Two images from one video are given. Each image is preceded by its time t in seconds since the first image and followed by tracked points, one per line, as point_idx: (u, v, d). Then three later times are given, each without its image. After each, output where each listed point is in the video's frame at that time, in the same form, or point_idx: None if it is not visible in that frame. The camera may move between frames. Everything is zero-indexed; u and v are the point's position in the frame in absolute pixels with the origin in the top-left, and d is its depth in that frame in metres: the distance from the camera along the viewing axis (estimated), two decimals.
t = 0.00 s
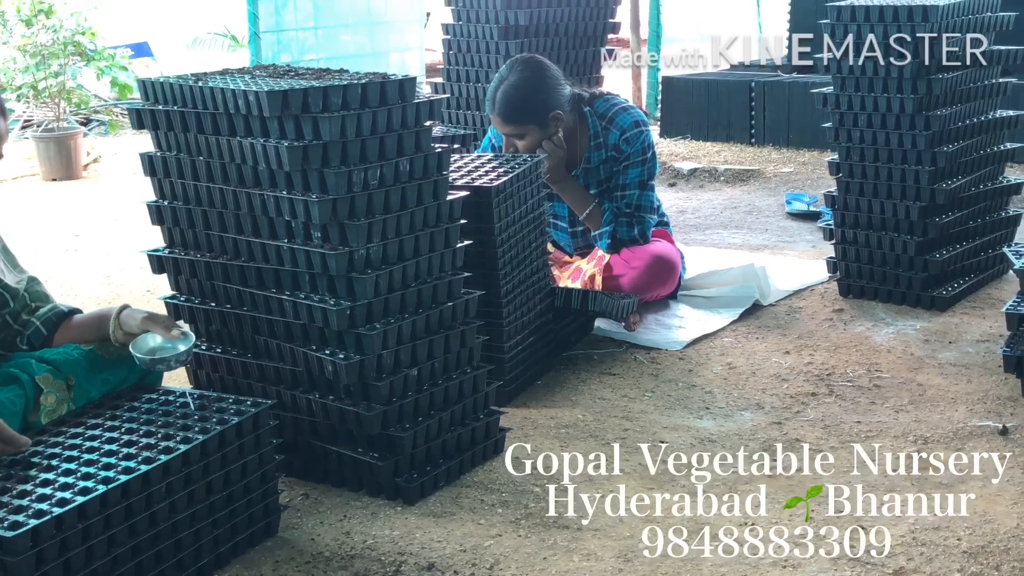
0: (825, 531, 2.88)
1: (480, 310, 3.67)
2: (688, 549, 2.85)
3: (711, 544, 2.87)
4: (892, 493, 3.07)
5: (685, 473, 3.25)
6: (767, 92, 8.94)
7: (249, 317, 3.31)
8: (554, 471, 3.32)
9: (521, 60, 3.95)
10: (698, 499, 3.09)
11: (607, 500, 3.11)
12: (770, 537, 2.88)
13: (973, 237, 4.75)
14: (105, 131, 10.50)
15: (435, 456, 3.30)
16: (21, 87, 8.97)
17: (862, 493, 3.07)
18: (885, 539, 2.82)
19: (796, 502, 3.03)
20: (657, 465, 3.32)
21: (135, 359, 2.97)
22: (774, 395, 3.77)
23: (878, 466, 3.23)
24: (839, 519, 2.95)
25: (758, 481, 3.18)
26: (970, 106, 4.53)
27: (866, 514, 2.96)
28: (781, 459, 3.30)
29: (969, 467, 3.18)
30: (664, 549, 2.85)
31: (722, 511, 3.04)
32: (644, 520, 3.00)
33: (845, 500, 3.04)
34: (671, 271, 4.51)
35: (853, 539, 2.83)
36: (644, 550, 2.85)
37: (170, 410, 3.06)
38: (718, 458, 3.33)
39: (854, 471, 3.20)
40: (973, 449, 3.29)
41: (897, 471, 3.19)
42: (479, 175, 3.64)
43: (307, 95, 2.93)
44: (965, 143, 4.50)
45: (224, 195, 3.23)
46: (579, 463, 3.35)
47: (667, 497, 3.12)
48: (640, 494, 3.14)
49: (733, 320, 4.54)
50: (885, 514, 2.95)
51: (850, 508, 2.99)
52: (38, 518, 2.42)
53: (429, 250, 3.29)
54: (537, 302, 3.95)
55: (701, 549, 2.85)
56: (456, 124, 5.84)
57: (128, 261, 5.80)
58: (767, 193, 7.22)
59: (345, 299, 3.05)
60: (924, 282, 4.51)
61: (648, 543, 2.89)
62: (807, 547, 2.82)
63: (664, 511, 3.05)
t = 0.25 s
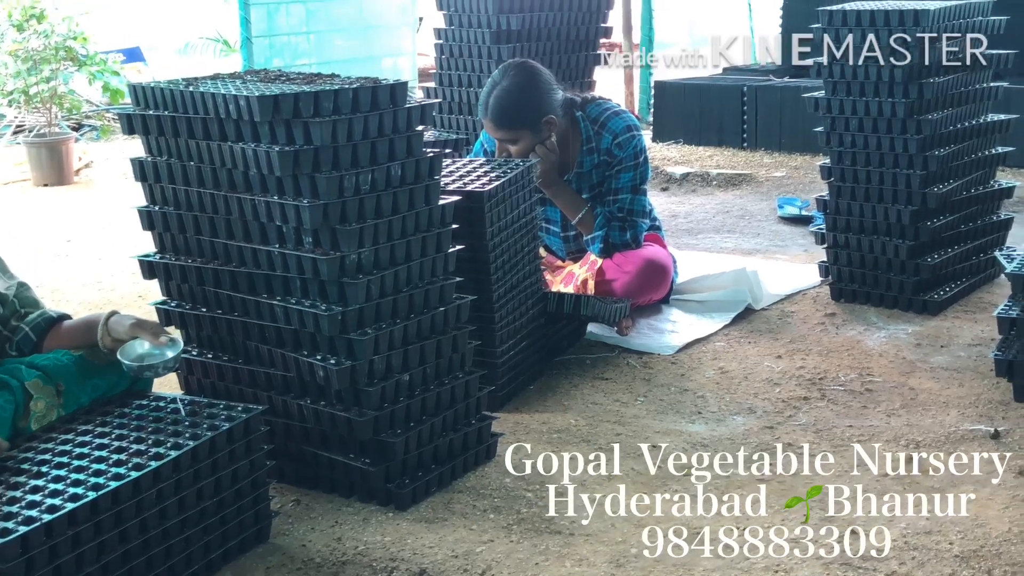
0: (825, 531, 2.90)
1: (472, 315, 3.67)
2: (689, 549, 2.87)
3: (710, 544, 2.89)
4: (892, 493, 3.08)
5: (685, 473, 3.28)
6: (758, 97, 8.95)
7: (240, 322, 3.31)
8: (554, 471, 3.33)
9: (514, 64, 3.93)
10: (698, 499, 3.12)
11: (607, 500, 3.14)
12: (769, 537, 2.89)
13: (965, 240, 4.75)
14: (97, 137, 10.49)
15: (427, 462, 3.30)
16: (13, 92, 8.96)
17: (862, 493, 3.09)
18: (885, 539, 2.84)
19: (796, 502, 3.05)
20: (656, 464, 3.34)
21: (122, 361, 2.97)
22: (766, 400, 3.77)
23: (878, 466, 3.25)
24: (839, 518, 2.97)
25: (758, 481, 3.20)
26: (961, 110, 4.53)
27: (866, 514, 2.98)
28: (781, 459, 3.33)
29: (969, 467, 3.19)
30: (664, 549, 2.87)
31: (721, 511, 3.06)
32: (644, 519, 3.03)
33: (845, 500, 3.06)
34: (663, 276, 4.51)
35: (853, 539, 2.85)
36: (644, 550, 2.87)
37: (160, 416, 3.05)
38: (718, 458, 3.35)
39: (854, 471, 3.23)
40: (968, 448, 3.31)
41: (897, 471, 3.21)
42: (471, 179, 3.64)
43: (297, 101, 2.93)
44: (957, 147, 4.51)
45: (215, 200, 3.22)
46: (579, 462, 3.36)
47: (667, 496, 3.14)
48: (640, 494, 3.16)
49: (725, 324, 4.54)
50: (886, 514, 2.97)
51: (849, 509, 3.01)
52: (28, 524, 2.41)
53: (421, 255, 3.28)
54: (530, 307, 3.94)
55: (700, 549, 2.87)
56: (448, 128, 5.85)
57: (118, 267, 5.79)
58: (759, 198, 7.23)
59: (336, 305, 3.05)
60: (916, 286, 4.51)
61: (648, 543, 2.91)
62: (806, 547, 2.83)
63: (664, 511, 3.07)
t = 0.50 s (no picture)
0: (825, 530, 2.94)
1: (456, 322, 3.66)
2: (689, 549, 2.90)
3: (710, 544, 2.92)
4: (893, 493, 3.12)
5: (685, 474, 3.31)
6: (743, 105, 8.98)
7: (224, 330, 3.29)
8: (554, 471, 3.37)
9: (498, 73, 3.93)
10: (698, 499, 3.15)
11: (608, 500, 3.17)
12: (770, 536, 2.93)
13: (949, 248, 4.77)
14: (82, 145, 10.44)
15: (411, 470, 3.28)
16: None
17: (862, 493, 3.13)
18: (885, 538, 2.87)
19: (797, 503, 3.09)
20: (657, 464, 3.39)
21: (104, 371, 2.97)
22: (751, 407, 3.77)
23: (877, 466, 3.29)
24: (839, 518, 3.01)
25: (758, 482, 3.24)
26: (944, 118, 4.56)
27: (866, 514, 3.02)
28: (781, 460, 3.37)
29: (969, 467, 3.24)
30: (664, 549, 2.90)
31: (722, 511, 3.09)
32: (644, 520, 3.06)
33: (845, 500, 3.10)
34: (649, 283, 4.51)
35: (853, 540, 2.89)
36: (644, 550, 2.90)
37: (143, 424, 3.03)
38: (718, 458, 3.40)
39: (855, 471, 3.26)
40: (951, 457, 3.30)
41: (898, 471, 3.25)
42: (455, 187, 3.64)
43: (281, 108, 2.93)
44: (940, 155, 4.53)
45: (198, 208, 3.21)
46: (578, 463, 3.40)
47: (667, 497, 3.18)
48: (640, 495, 3.20)
49: (710, 332, 4.54)
50: (885, 513, 3.00)
51: (849, 509, 3.05)
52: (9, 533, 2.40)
53: (405, 262, 3.28)
54: (515, 315, 3.93)
55: (700, 549, 2.90)
56: (433, 136, 5.85)
57: (100, 275, 5.76)
58: (744, 206, 7.24)
59: (320, 312, 3.04)
60: (900, 293, 4.52)
61: (648, 543, 2.94)
62: (806, 547, 2.87)
63: (664, 511, 3.10)
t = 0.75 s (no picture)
0: (825, 531, 2.98)
1: (444, 328, 3.65)
2: (688, 549, 2.93)
3: (710, 544, 2.95)
4: (892, 493, 3.16)
5: (685, 474, 3.35)
6: (730, 112, 9.00)
7: (211, 337, 3.28)
8: (554, 471, 3.41)
9: (489, 78, 3.91)
10: (698, 499, 3.19)
11: (608, 500, 3.21)
12: (770, 537, 2.97)
13: (935, 254, 4.79)
14: (69, 151, 10.39)
15: (399, 476, 3.27)
16: None
17: (862, 493, 3.17)
18: (885, 538, 2.91)
19: (796, 502, 3.13)
20: (657, 465, 3.42)
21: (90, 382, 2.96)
22: (739, 413, 3.78)
23: (877, 466, 3.33)
24: (838, 518, 3.04)
25: (758, 482, 3.28)
26: (931, 124, 4.58)
27: (866, 514, 3.05)
28: (781, 460, 3.41)
29: (969, 467, 3.28)
30: (664, 549, 2.93)
31: (722, 511, 3.13)
32: (639, 522, 3.08)
33: (845, 500, 3.14)
34: (636, 289, 4.51)
35: (853, 540, 2.92)
36: (644, 550, 2.93)
37: (129, 431, 3.02)
38: (718, 458, 3.44)
39: (854, 471, 3.30)
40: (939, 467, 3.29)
41: (897, 471, 3.29)
42: (443, 194, 3.63)
43: (269, 114, 2.92)
44: (927, 161, 4.55)
45: (185, 214, 3.20)
46: (579, 463, 3.45)
47: (667, 497, 3.22)
48: (640, 495, 3.23)
49: (698, 338, 4.55)
50: (884, 514, 3.04)
51: (848, 509, 3.09)
52: None
53: (393, 268, 3.27)
54: (503, 321, 3.93)
55: (700, 549, 2.93)
56: (420, 142, 5.86)
57: (86, 282, 5.73)
58: (732, 212, 7.26)
59: (308, 318, 3.03)
60: (887, 299, 4.53)
61: (648, 543, 2.97)
62: (806, 547, 2.90)
63: (664, 511, 3.14)
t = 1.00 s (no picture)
0: (825, 531, 3.00)
1: (436, 333, 3.65)
2: (689, 549, 2.95)
3: (711, 545, 2.97)
4: (892, 493, 3.18)
5: (685, 473, 3.38)
6: (722, 116, 9.02)
7: (202, 342, 3.27)
8: (554, 471, 3.43)
9: (481, 82, 3.92)
10: (698, 499, 3.21)
11: (608, 501, 3.23)
12: (770, 537, 2.99)
13: (927, 257, 4.80)
14: (60, 156, 10.37)
15: (391, 482, 3.27)
16: None
17: (862, 493, 3.19)
18: (885, 538, 2.93)
19: (797, 503, 3.15)
20: (657, 465, 3.45)
21: (79, 382, 2.94)
22: (731, 417, 3.78)
23: (877, 466, 3.35)
24: (838, 518, 3.06)
25: (758, 481, 3.31)
26: (922, 128, 4.60)
27: (866, 514, 3.07)
28: (780, 459, 3.44)
29: (969, 467, 3.30)
30: (665, 549, 2.95)
31: (722, 511, 3.15)
32: (631, 527, 3.08)
33: (845, 500, 3.16)
34: (628, 294, 4.51)
35: (853, 539, 2.94)
36: (644, 550, 2.95)
37: (121, 438, 3.01)
38: (718, 458, 3.47)
39: (855, 471, 3.32)
40: (928, 475, 3.28)
41: (897, 471, 3.31)
42: (435, 199, 3.63)
43: (260, 119, 2.92)
44: (918, 165, 4.56)
45: (176, 219, 3.20)
46: (578, 463, 3.48)
47: (668, 497, 3.24)
48: (640, 495, 3.26)
49: (690, 342, 4.55)
50: (884, 514, 3.06)
51: (848, 509, 3.11)
52: None
53: (385, 273, 3.27)
54: (495, 326, 3.93)
55: (701, 549, 2.95)
56: (412, 147, 5.87)
57: (77, 287, 5.72)
58: (724, 216, 7.27)
59: (299, 324, 3.03)
60: (879, 303, 4.54)
61: (648, 543, 2.99)
62: (806, 547, 2.92)
63: (664, 511, 3.16)
